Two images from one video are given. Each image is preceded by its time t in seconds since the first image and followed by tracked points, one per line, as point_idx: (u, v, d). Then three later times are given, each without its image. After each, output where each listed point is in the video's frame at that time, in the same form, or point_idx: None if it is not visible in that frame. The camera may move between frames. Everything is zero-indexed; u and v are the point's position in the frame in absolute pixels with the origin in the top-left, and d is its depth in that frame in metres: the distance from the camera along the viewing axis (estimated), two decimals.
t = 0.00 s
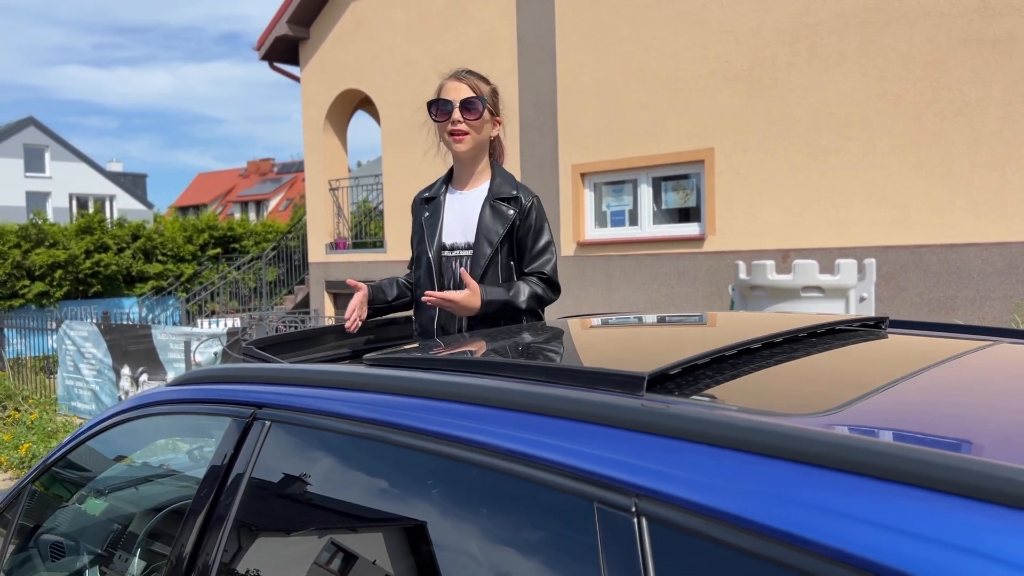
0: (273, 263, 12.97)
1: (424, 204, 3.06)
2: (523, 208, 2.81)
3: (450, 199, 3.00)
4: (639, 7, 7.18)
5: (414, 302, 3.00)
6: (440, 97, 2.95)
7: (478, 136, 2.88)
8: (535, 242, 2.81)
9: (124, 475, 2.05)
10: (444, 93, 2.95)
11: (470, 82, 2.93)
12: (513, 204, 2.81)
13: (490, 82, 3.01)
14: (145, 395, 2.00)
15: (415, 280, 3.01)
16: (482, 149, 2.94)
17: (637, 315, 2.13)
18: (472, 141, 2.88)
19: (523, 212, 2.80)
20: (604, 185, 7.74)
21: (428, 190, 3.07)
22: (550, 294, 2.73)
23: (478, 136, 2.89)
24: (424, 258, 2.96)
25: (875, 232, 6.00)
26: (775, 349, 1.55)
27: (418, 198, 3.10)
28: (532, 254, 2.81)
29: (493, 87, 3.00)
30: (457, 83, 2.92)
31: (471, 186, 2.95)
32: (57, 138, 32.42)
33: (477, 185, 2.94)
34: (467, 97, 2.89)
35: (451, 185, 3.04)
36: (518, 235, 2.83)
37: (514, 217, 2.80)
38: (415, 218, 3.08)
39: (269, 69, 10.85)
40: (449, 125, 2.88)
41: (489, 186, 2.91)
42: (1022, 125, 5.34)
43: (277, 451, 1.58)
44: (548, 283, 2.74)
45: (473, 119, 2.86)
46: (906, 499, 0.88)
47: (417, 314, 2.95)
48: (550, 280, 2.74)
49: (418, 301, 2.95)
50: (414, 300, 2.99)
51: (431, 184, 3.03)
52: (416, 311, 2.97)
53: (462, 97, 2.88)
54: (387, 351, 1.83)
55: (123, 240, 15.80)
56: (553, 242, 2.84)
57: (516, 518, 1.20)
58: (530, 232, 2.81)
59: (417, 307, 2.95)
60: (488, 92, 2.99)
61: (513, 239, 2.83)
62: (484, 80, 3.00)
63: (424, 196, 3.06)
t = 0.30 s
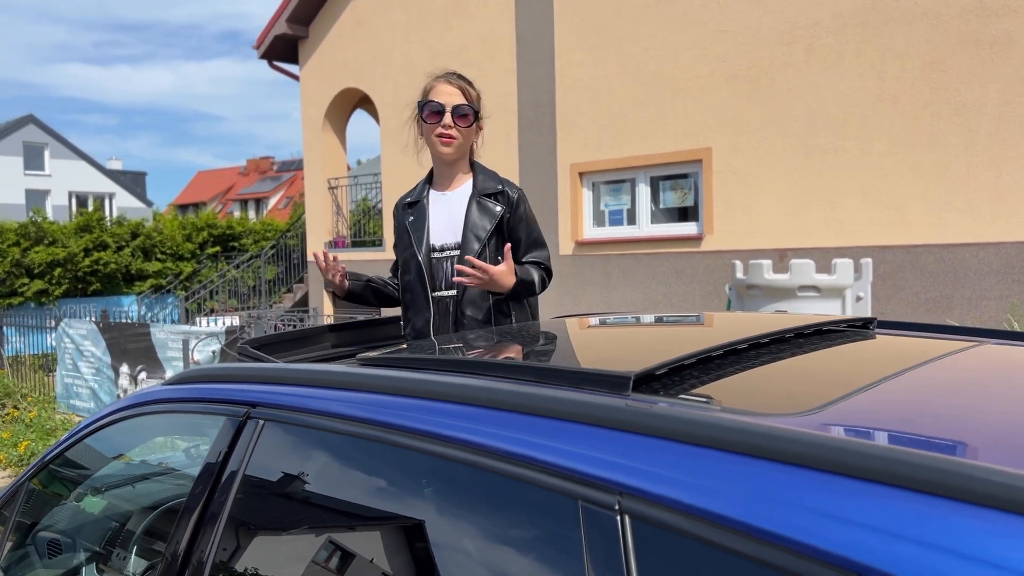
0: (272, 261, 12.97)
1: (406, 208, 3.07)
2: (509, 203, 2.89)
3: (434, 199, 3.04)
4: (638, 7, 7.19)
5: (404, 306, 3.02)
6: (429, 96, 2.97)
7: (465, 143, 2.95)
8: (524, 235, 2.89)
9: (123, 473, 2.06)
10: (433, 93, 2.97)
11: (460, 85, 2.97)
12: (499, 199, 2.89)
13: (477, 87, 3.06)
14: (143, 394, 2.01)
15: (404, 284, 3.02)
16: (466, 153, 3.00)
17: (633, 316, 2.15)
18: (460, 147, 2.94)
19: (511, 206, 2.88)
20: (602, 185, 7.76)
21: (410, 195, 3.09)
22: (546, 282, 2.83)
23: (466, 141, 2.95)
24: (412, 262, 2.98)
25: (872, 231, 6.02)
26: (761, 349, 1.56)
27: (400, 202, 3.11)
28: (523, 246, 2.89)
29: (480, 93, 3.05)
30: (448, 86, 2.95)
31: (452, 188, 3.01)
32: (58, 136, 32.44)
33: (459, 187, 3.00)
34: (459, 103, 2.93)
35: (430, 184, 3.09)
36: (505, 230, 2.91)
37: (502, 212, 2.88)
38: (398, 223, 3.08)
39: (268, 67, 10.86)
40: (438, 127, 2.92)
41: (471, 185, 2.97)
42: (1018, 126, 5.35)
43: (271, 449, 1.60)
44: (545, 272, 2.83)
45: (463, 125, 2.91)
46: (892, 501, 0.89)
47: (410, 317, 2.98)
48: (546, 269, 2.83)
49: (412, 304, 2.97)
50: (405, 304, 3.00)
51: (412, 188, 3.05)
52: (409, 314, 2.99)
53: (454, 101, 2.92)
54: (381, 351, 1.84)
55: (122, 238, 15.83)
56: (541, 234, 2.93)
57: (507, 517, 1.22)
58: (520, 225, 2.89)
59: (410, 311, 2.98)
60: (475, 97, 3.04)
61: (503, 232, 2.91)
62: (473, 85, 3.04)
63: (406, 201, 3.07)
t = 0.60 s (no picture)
0: (270, 258, 12.96)
1: (394, 212, 2.98)
2: (504, 201, 3.02)
3: (424, 205, 3.00)
4: (636, 5, 7.19)
5: (400, 312, 2.92)
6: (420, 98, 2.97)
7: (457, 146, 2.97)
8: (517, 230, 3.07)
9: (119, 470, 2.07)
10: (425, 95, 2.96)
11: (450, 87, 2.98)
12: (495, 198, 2.99)
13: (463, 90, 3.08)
14: (139, 391, 2.02)
15: (399, 289, 2.93)
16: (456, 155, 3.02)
17: (631, 314, 2.16)
18: (453, 150, 2.96)
19: (506, 204, 3.00)
20: (600, 183, 7.77)
21: (395, 198, 3.00)
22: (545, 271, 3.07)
23: (457, 143, 2.97)
24: (412, 264, 2.92)
25: (868, 230, 6.03)
26: (750, 348, 1.58)
27: (383, 206, 3.01)
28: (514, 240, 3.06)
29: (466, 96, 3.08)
30: (440, 88, 2.96)
31: (444, 189, 3.02)
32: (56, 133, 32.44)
33: (450, 188, 3.02)
34: (451, 105, 2.95)
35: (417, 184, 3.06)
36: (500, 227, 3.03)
37: (500, 210, 2.99)
38: (384, 228, 2.99)
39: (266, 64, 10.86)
40: (433, 130, 2.92)
41: (462, 186, 3.02)
42: (1014, 125, 5.37)
43: (265, 446, 1.61)
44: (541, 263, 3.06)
45: (456, 128, 2.93)
46: (878, 500, 0.90)
47: (411, 322, 2.90)
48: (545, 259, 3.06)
49: (413, 308, 2.90)
50: (403, 309, 2.92)
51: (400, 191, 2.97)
52: (408, 319, 2.91)
53: (447, 104, 2.94)
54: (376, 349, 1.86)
55: (120, 235, 15.84)
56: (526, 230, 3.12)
57: (500, 515, 1.22)
58: (513, 221, 3.05)
59: (411, 316, 2.90)
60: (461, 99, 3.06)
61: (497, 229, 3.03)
62: (459, 88, 3.06)
63: (393, 205, 2.99)
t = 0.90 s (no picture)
0: (270, 255, 12.98)
1: (413, 198, 2.94)
2: (518, 202, 3.13)
3: (444, 194, 2.99)
4: (636, 3, 7.19)
5: (416, 299, 2.90)
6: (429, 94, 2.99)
7: (472, 136, 2.99)
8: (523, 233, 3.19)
9: (119, 465, 2.08)
10: (435, 91, 2.98)
11: (459, 80, 3.00)
12: (514, 198, 3.09)
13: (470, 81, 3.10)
14: (141, 384, 2.03)
15: (416, 275, 2.90)
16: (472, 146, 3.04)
17: (631, 310, 2.16)
18: (468, 141, 2.99)
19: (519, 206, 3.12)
20: (600, 179, 7.78)
21: (412, 185, 2.96)
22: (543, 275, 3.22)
23: (472, 134, 3.00)
24: (435, 251, 2.91)
25: (867, 227, 6.05)
26: (746, 343, 1.59)
27: (399, 191, 2.94)
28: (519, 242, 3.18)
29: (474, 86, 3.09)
30: (448, 82, 2.98)
31: (465, 180, 3.05)
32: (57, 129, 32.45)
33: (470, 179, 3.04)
34: (462, 97, 2.96)
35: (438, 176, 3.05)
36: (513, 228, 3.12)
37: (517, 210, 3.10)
38: (401, 213, 2.92)
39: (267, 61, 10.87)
40: (446, 124, 2.94)
41: (480, 183, 3.07)
42: (1013, 123, 5.37)
43: (266, 439, 1.62)
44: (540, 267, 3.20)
45: (469, 118, 2.95)
46: (878, 494, 0.90)
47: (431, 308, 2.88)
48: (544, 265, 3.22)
49: (431, 295, 2.89)
50: (419, 295, 2.90)
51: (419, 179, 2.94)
52: (424, 306, 2.90)
53: (457, 96, 2.95)
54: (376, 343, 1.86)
55: (120, 231, 15.85)
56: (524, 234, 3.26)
57: (499, 509, 1.23)
58: (522, 223, 3.16)
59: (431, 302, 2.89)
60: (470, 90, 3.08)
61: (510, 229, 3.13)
62: (467, 79, 3.07)
63: (412, 191, 2.94)
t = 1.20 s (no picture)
0: (272, 250, 12.98)
1: (435, 184, 2.96)
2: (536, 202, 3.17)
3: (467, 184, 3.01)
4: None
5: (430, 285, 2.93)
6: (448, 91, 2.99)
7: (493, 128, 2.98)
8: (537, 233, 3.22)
9: (122, 456, 2.09)
10: (453, 88, 2.98)
11: (477, 74, 2.98)
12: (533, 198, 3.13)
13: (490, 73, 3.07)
14: (143, 374, 2.04)
15: (433, 261, 2.93)
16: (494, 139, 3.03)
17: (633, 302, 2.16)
18: (490, 133, 2.97)
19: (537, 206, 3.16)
20: (601, 175, 7.77)
21: (434, 172, 2.98)
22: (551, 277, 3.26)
23: (493, 127, 2.98)
24: (453, 239, 2.94)
25: (870, 223, 6.04)
26: (749, 333, 1.60)
27: (422, 175, 2.95)
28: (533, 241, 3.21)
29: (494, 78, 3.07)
30: (466, 77, 2.96)
31: (488, 174, 3.05)
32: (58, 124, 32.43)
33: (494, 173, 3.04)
34: (480, 91, 2.95)
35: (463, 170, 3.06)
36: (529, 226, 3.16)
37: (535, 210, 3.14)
38: (423, 197, 2.94)
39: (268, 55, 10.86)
40: (466, 120, 2.94)
41: (502, 179, 3.09)
42: (1016, 118, 5.37)
43: (271, 429, 1.63)
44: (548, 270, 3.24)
45: (489, 111, 2.93)
46: (884, 479, 0.91)
47: (445, 295, 2.92)
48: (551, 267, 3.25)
49: (446, 283, 2.92)
50: (432, 282, 2.93)
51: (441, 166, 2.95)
52: (438, 293, 2.93)
53: (475, 91, 2.94)
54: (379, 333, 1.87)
55: (122, 226, 15.86)
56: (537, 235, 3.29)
57: (504, 499, 1.23)
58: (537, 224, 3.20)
59: (445, 290, 2.92)
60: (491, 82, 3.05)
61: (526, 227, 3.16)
62: (486, 71, 3.05)
63: (435, 177, 2.96)
